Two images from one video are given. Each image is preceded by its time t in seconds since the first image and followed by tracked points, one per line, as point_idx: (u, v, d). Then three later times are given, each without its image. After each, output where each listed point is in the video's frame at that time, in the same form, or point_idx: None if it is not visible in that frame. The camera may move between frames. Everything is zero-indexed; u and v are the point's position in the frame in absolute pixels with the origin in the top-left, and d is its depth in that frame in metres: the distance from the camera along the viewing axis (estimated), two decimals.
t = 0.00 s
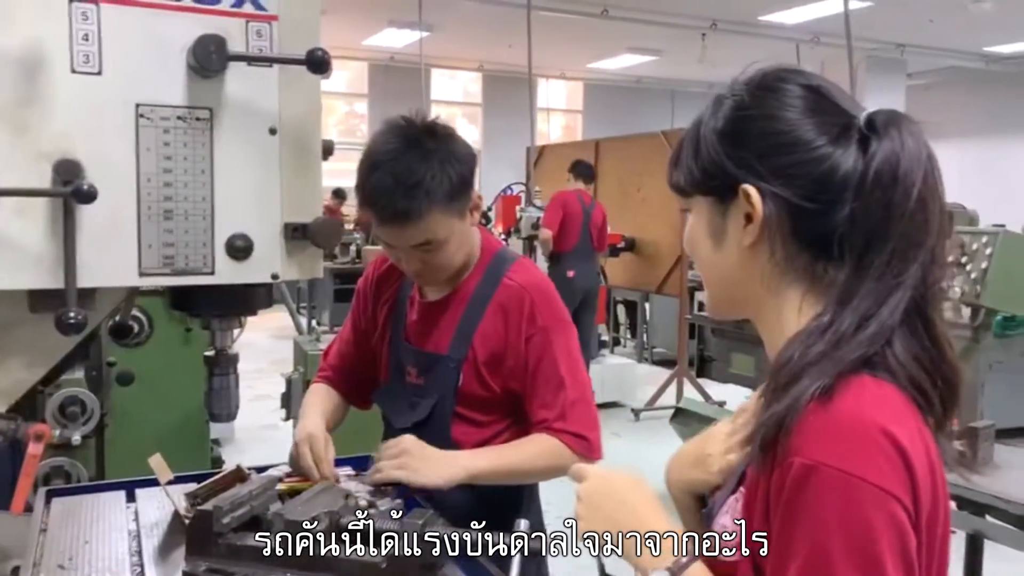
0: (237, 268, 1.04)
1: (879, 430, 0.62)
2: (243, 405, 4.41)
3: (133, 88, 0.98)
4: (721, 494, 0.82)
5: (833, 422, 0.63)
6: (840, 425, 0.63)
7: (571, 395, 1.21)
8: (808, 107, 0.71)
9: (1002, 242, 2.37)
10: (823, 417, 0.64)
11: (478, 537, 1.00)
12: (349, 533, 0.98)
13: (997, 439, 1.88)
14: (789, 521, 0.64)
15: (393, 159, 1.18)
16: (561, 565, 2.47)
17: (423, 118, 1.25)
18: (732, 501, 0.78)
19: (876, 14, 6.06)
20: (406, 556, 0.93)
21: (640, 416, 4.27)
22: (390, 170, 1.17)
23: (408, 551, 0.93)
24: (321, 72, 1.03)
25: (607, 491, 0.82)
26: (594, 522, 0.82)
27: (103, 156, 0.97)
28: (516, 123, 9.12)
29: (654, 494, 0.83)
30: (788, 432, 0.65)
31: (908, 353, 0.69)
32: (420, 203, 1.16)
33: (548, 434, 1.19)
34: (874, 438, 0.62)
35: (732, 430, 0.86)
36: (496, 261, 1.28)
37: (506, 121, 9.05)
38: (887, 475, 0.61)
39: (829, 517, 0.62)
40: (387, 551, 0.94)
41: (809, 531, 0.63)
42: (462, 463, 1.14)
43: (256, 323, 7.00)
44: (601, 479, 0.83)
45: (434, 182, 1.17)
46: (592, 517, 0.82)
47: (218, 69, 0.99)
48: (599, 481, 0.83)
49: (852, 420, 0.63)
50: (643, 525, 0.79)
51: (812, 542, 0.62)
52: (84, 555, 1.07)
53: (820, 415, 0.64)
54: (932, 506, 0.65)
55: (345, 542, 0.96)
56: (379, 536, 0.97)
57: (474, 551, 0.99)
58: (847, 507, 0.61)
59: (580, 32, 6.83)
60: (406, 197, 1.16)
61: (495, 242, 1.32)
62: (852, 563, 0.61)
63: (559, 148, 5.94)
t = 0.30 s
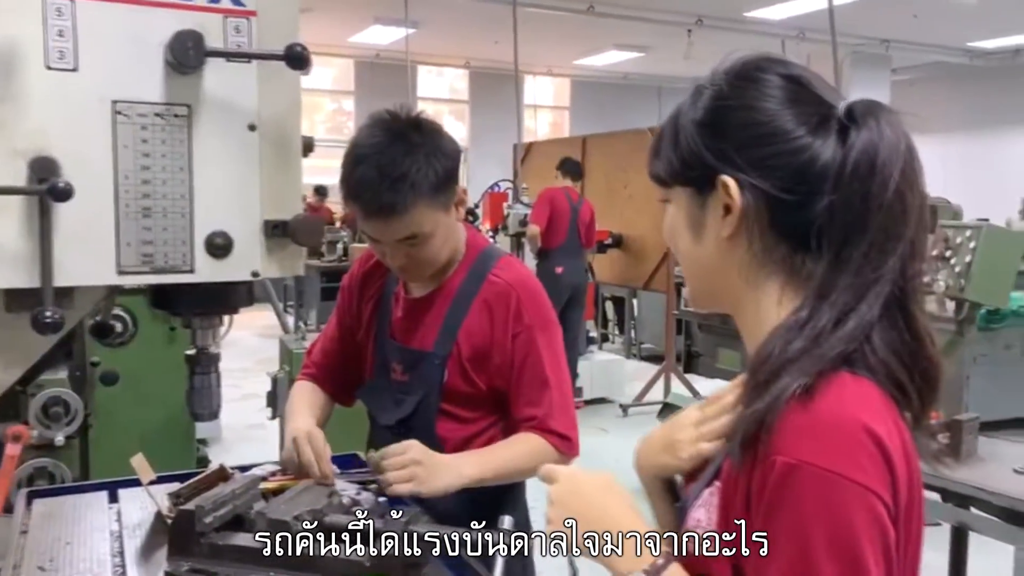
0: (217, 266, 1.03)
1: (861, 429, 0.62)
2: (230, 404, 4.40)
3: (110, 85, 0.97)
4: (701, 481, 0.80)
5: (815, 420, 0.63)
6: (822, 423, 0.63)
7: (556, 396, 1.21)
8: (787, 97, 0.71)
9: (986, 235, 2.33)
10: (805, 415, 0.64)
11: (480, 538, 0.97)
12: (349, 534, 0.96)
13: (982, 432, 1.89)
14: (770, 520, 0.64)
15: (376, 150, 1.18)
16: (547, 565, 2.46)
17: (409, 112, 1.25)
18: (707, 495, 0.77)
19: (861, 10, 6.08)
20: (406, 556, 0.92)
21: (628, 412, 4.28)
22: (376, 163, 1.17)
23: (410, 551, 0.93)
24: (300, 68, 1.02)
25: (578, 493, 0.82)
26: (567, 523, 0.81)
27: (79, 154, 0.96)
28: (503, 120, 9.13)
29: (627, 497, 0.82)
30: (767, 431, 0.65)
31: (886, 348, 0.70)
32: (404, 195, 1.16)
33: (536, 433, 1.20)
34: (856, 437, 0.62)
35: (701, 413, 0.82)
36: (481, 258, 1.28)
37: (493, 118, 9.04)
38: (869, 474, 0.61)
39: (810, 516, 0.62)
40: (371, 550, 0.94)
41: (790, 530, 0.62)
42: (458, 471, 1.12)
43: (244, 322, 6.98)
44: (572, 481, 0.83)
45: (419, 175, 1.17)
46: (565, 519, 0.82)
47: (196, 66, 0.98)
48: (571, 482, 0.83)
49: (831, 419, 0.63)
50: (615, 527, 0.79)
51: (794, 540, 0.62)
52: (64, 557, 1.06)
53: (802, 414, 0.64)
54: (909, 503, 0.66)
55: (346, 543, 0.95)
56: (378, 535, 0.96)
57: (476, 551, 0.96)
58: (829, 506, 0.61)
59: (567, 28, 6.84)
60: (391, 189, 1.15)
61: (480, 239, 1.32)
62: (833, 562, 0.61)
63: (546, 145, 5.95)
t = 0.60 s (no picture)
0: (196, 262, 1.03)
1: (849, 431, 0.63)
2: (216, 402, 4.38)
3: (86, 80, 0.96)
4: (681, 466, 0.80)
5: (804, 422, 0.63)
6: (811, 425, 0.63)
7: (544, 390, 1.21)
8: (751, 91, 0.71)
9: (969, 229, 2.34)
10: (794, 417, 0.64)
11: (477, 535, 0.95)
12: (349, 533, 0.94)
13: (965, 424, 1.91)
14: (759, 524, 0.64)
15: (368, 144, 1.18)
16: (534, 561, 2.47)
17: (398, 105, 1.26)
18: (685, 494, 0.77)
19: (846, 5, 6.10)
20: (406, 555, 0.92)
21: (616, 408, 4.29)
22: (369, 153, 1.18)
23: (410, 551, 0.92)
24: (279, 63, 1.02)
25: (558, 495, 0.81)
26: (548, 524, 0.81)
27: (55, 149, 0.95)
28: (490, 116, 9.12)
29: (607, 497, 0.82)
30: (756, 433, 0.65)
31: (861, 343, 0.70)
32: (399, 188, 1.16)
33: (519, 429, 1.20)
34: (845, 439, 0.62)
35: (670, 398, 0.81)
36: (466, 254, 1.27)
37: (480, 115, 9.03)
38: (858, 474, 0.62)
39: (802, 518, 0.62)
40: (353, 546, 0.93)
41: (781, 532, 0.63)
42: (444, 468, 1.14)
43: (230, 320, 6.95)
44: (552, 483, 0.82)
45: (413, 168, 1.17)
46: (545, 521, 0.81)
47: (173, 61, 0.98)
48: (550, 483, 0.82)
49: (823, 421, 0.63)
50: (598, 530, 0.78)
51: (784, 541, 0.63)
52: (45, 556, 1.05)
53: (791, 416, 0.64)
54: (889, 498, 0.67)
55: (345, 542, 0.93)
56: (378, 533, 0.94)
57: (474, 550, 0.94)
58: (820, 508, 0.61)
59: (553, 24, 6.83)
60: (386, 182, 1.15)
61: (465, 236, 1.31)
62: (822, 560, 0.62)
63: (532, 141, 5.95)
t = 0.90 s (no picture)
0: (190, 262, 1.03)
1: (830, 430, 0.63)
2: (210, 402, 4.37)
3: (81, 81, 0.96)
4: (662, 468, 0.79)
5: (785, 422, 0.64)
6: (792, 425, 0.63)
7: (538, 385, 1.21)
8: (726, 95, 0.72)
9: (962, 227, 2.35)
10: (774, 418, 0.64)
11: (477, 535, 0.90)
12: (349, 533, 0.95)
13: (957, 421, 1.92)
14: (740, 525, 0.64)
15: (364, 135, 1.20)
16: (528, 560, 2.47)
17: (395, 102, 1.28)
18: (666, 494, 0.75)
19: (838, 4, 6.12)
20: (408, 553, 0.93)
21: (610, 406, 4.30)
22: (366, 144, 1.19)
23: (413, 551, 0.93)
24: (272, 63, 1.02)
25: (554, 486, 0.78)
26: (541, 518, 0.78)
27: (49, 150, 0.95)
28: (484, 115, 9.12)
29: (606, 496, 0.78)
30: (736, 434, 0.65)
31: (838, 343, 0.71)
32: (393, 179, 1.17)
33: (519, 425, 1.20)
34: (826, 438, 0.63)
35: (649, 403, 0.82)
36: (458, 253, 1.28)
37: (473, 114, 9.03)
38: (838, 472, 0.62)
39: (783, 518, 0.62)
40: (349, 545, 0.93)
41: (762, 533, 0.63)
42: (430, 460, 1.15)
43: (224, 320, 6.94)
44: (549, 472, 0.79)
45: (409, 159, 1.19)
46: (539, 513, 0.78)
47: (167, 61, 0.98)
48: (546, 473, 0.79)
49: (805, 421, 0.63)
50: (592, 531, 0.75)
51: (766, 543, 0.63)
52: (40, 556, 1.05)
53: (772, 417, 0.64)
54: (870, 498, 0.67)
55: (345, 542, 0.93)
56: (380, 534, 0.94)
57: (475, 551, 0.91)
58: (801, 507, 0.62)
59: (546, 23, 6.84)
60: (381, 172, 1.17)
61: (459, 234, 1.32)
62: (804, 558, 0.62)
63: (526, 140, 5.96)
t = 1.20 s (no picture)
0: (193, 267, 1.04)
1: (820, 436, 0.63)
2: (210, 406, 4.37)
3: (84, 87, 0.96)
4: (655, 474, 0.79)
5: (774, 428, 0.64)
6: (782, 430, 0.64)
7: (538, 391, 1.21)
8: (715, 102, 0.72)
9: (961, 229, 2.36)
10: (764, 423, 0.64)
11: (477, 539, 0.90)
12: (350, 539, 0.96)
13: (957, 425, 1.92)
14: (728, 531, 0.64)
15: (364, 137, 1.21)
16: (529, 563, 2.47)
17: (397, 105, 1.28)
18: (658, 500, 0.75)
19: (838, 7, 6.13)
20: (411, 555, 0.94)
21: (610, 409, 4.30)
22: (365, 146, 1.20)
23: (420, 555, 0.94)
24: (274, 69, 1.02)
25: (550, 486, 0.78)
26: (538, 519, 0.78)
27: (53, 155, 0.95)
28: (484, 118, 9.12)
29: (604, 500, 0.78)
30: (726, 440, 0.65)
31: (827, 349, 0.71)
32: (391, 182, 1.18)
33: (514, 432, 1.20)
34: (815, 444, 0.63)
35: (643, 411, 0.83)
36: (461, 257, 1.28)
37: (474, 117, 9.04)
38: (827, 477, 0.62)
39: (772, 524, 0.62)
40: (350, 549, 0.92)
41: (751, 539, 0.63)
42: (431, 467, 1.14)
43: (224, 324, 6.93)
44: (544, 472, 0.79)
45: (406, 161, 1.19)
46: (535, 513, 0.78)
47: (170, 67, 0.98)
48: (542, 473, 0.79)
49: (794, 428, 0.63)
50: (587, 533, 0.75)
51: (755, 549, 0.62)
52: (43, 560, 1.05)
53: (761, 423, 0.64)
54: (860, 504, 0.67)
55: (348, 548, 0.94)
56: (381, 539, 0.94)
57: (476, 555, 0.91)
58: (791, 512, 0.62)
59: (546, 26, 6.84)
60: (380, 175, 1.18)
61: (462, 238, 1.33)
62: (793, 564, 0.62)
63: (526, 143, 5.97)
